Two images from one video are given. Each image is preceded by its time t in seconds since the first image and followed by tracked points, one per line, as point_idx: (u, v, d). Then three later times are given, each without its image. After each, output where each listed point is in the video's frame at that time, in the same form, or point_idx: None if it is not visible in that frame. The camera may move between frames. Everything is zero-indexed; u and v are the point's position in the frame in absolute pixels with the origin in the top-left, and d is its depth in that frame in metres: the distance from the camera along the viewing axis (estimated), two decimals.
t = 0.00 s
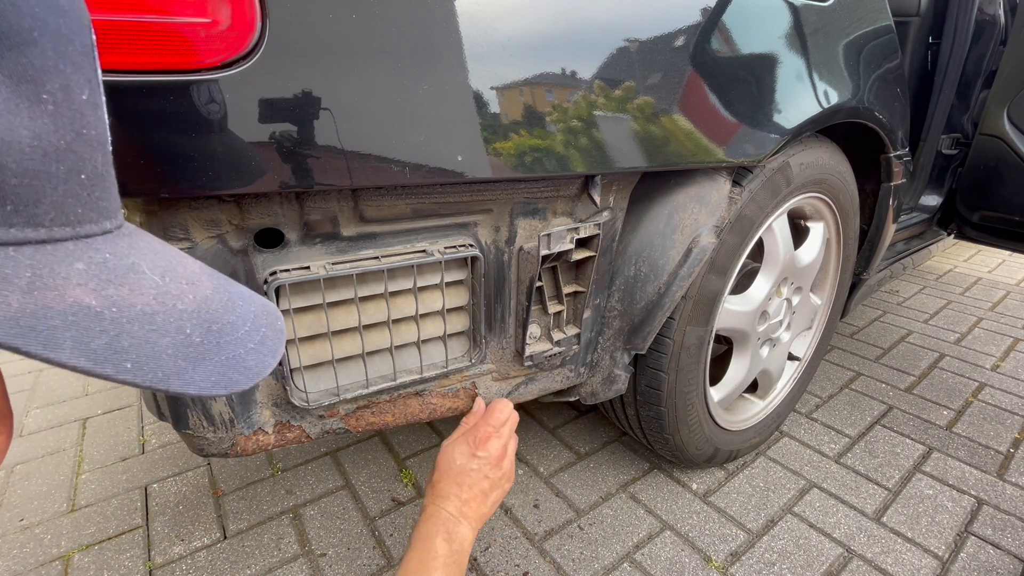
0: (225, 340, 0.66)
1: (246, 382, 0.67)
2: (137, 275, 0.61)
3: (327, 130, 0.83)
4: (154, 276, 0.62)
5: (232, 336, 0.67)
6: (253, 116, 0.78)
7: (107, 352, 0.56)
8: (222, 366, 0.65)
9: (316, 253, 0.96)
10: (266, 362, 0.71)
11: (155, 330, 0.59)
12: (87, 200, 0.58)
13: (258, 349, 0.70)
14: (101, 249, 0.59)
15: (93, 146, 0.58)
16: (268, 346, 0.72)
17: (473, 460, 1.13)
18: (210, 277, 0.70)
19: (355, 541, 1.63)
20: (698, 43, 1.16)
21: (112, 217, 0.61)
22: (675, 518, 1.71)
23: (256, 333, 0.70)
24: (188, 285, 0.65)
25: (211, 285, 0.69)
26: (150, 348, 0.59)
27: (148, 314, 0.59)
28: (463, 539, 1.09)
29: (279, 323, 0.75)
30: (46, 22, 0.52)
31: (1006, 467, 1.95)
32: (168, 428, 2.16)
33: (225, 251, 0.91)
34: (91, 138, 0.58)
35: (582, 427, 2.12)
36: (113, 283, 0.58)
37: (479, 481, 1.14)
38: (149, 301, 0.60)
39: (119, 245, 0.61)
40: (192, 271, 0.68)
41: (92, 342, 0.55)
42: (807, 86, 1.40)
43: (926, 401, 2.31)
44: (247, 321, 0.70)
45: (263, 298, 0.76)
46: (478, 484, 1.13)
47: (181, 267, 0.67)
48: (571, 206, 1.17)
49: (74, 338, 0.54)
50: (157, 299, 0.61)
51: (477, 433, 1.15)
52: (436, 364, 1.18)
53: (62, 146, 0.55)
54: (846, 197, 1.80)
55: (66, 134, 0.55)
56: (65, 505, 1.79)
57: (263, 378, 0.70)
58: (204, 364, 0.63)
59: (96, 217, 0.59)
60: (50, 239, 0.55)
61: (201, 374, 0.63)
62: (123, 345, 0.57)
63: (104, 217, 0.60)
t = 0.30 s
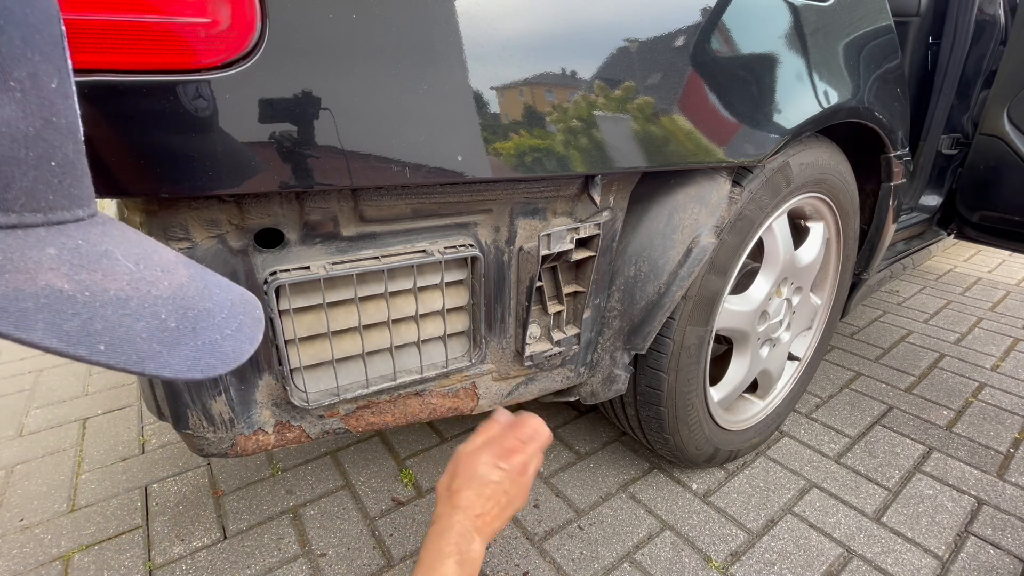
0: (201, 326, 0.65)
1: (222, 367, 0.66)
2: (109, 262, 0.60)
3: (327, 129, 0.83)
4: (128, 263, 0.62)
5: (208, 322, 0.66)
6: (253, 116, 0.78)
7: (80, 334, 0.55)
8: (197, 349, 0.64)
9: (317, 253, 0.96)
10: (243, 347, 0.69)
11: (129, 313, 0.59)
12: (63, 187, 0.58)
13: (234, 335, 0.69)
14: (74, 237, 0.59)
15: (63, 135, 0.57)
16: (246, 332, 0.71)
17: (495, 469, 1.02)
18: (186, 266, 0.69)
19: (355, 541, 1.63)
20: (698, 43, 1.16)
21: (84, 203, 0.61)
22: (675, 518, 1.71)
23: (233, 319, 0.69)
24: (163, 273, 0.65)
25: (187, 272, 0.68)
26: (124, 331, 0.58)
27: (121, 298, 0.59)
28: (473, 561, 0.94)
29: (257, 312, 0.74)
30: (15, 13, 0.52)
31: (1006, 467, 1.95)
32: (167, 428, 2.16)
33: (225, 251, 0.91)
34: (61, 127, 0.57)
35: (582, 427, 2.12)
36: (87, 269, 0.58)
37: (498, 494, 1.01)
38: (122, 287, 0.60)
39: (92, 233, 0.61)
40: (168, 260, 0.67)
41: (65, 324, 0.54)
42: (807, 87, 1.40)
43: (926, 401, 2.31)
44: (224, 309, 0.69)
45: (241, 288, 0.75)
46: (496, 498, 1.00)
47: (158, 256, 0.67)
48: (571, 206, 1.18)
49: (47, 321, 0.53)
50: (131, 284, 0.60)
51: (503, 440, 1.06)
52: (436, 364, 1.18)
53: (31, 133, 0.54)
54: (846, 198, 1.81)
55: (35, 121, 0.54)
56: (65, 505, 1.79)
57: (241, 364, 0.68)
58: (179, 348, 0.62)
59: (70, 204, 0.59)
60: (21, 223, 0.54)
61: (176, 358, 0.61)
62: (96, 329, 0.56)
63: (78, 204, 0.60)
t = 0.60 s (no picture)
0: (204, 340, 0.66)
1: (226, 380, 0.68)
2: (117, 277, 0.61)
3: (326, 129, 0.82)
4: (133, 278, 0.63)
5: (211, 336, 0.68)
6: (252, 116, 0.78)
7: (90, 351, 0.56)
8: (202, 364, 0.66)
9: (316, 253, 0.96)
10: (246, 361, 0.71)
11: (136, 329, 0.60)
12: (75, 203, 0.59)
13: (237, 349, 0.71)
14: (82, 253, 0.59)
15: (74, 152, 0.58)
16: (247, 346, 0.73)
17: (483, 449, 1.16)
18: (190, 279, 0.71)
19: (355, 541, 1.63)
20: (698, 43, 1.16)
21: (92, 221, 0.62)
22: (675, 518, 1.71)
23: (235, 332, 0.71)
24: (168, 287, 0.66)
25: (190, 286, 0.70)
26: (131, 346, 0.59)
27: (129, 314, 0.60)
28: (467, 528, 1.09)
29: (258, 324, 0.76)
30: (31, 36, 0.52)
31: (1006, 467, 1.95)
32: (167, 428, 2.16)
33: (225, 251, 0.91)
34: (71, 145, 0.58)
35: (582, 427, 2.12)
36: (95, 285, 0.59)
37: (486, 472, 1.16)
38: (129, 302, 0.61)
39: (99, 249, 0.62)
40: (171, 274, 0.69)
41: (75, 341, 0.55)
42: (807, 87, 1.40)
43: (926, 401, 2.31)
44: (226, 322, 0.71)
45: (242, 300, 0.77)
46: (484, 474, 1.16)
47: (162, 271, 0.68)
48: (571, 206, 1.18)
49: (57, 339, 0.54)
50: (138, 300, 0.62)
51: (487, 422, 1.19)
52: (436, 364, 1.18)
53: (44, 153, 0.55)
54: (845, 197, 1.80)
55: (47, 141, 0.55)
56: (65, 505, 1.79)
57: (243, 376, 0.70)
58: (184, 362, 0.64)
59: (78, 221, 0.60)
60: (33, 241, 0.55)
61: (181, 372, 0.63)
62: (104, 345, 0.57)
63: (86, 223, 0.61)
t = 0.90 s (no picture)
0: (187, 358, 0.64)
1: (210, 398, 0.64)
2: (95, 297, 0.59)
3: (326, 129, 0.83)
4: (116, 297, 0.61)
5: (194, 353, 0.65)
6: (252, 116, 0.78)
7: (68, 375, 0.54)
8: (183, 382, 0.63)
9: (317, 253, 0.97)
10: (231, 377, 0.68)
11: (117, 348, 0.58)
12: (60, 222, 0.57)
13: (222, 365, 0.68)
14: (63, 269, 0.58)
15: (57, 172, 0.56)
16: (232, 361, 0.69)
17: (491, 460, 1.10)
18: (174, 296, 0.68)
19: (355, 541, 1.63)
20: (698, 43, 1.16)
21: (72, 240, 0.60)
22: (675, 518, 1.71)
23: (220, 348, 0.68)
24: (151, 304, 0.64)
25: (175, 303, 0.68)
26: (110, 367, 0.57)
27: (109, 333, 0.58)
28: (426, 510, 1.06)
29: (245, 339, 0.73)
30: (14, 61, 0.51)
31: (1006, 467, 1.95)
32: (167, 428, 2.16)
33: (225, 251, 0.91)
34: (55, 166, 0.56)
35: (582, 427, 2.12)
36: (77, 305, 0.57)
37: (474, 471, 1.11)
38: (110, 322, 0.59)
39: (82, 267, 0.60)
40: (157, 289, 0.67)
41: (53, 365, 0.53)
42: (807, 87, 1.40)
43: (926, 401, 2.31)
44: (211, 338, 0.68)
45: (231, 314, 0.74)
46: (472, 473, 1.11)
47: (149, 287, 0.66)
48: (571, 206, 1.18)
49: (36, 361, 0.53)
50: (118, 319, 0.60)
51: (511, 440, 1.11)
52: (436, 364, 1.18)
53: (27, 175, 0.53)
54: (845, 197, 1.80)
55: (30, 163, 0.53)
56: (65, 505, 1.79)
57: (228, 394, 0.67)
58: (163, 381, 0.61)
59: (60, 239, 0.58)
60: (14, 264, 0.53)
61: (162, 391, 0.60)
62: (83, 367, 0.55)
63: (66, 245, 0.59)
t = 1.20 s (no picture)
0: (156, 325, 0.65)
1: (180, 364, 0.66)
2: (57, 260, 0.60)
3: (327, 130, 0.83)
4: (79, 263, 0.62)
5: (163, 321, 0.66)
6: (252, 116, 0.78)
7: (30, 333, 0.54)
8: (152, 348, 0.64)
9: (317, 253, 0.97)
10: (203, 345, 0.70)
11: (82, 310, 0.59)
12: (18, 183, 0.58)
13: (192, 333, 0.70)
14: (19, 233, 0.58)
15: (10, 134, 0.56)
16: (203, 330, 0.71)
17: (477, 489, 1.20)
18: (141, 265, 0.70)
19: (355, 541, 1.63)
20: (698, 43, 1.16)
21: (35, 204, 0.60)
22: (675, 518, 1.71)
23: (191, 319, 0.70)
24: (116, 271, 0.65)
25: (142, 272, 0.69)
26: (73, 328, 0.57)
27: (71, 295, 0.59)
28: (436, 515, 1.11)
29: (217, 312, 0.75)
30: None
31: (1006, 467, 1.95)
32: (168, 428, 2.16)
33: (225, 251, 0.91)
34: (8, 127, 0.56)
35: (582, 427, 2.12)
36: (36, 267, 0.57)
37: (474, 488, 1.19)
38: (72, 286, 0.59)
39: (42, 233, 0.60)
40: (123, 260, 0.68)
41: (10, 321, 0.53)
42: (807, 86, 1.40)
43: (926, 401, 2.31)
44: (181, 309, 0.70)
45: (201, 288, 0.76)
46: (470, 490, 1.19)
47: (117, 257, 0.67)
48: (571, 206, 1.18)
49: None
50: (82, 283, 0.60)
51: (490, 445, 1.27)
52: (435, 364, 1.18)
53: None
54: (846, 197, 1.80)
55: None
56: (65, 505, 1.79)
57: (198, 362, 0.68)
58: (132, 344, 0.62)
59: (19, 204, 0.58)
60: None
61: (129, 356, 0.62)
62: (44, 326, 0.55)
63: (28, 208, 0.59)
